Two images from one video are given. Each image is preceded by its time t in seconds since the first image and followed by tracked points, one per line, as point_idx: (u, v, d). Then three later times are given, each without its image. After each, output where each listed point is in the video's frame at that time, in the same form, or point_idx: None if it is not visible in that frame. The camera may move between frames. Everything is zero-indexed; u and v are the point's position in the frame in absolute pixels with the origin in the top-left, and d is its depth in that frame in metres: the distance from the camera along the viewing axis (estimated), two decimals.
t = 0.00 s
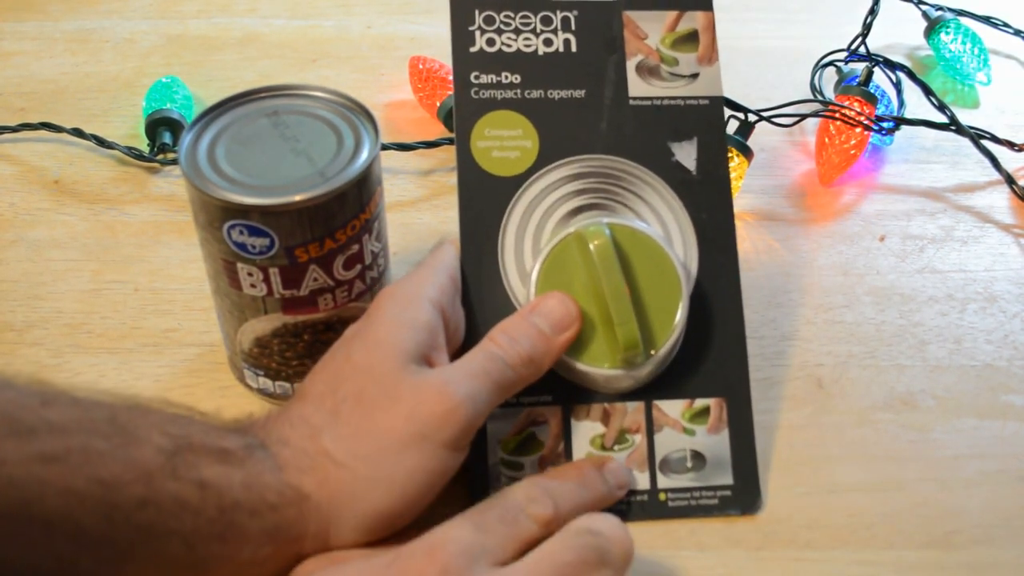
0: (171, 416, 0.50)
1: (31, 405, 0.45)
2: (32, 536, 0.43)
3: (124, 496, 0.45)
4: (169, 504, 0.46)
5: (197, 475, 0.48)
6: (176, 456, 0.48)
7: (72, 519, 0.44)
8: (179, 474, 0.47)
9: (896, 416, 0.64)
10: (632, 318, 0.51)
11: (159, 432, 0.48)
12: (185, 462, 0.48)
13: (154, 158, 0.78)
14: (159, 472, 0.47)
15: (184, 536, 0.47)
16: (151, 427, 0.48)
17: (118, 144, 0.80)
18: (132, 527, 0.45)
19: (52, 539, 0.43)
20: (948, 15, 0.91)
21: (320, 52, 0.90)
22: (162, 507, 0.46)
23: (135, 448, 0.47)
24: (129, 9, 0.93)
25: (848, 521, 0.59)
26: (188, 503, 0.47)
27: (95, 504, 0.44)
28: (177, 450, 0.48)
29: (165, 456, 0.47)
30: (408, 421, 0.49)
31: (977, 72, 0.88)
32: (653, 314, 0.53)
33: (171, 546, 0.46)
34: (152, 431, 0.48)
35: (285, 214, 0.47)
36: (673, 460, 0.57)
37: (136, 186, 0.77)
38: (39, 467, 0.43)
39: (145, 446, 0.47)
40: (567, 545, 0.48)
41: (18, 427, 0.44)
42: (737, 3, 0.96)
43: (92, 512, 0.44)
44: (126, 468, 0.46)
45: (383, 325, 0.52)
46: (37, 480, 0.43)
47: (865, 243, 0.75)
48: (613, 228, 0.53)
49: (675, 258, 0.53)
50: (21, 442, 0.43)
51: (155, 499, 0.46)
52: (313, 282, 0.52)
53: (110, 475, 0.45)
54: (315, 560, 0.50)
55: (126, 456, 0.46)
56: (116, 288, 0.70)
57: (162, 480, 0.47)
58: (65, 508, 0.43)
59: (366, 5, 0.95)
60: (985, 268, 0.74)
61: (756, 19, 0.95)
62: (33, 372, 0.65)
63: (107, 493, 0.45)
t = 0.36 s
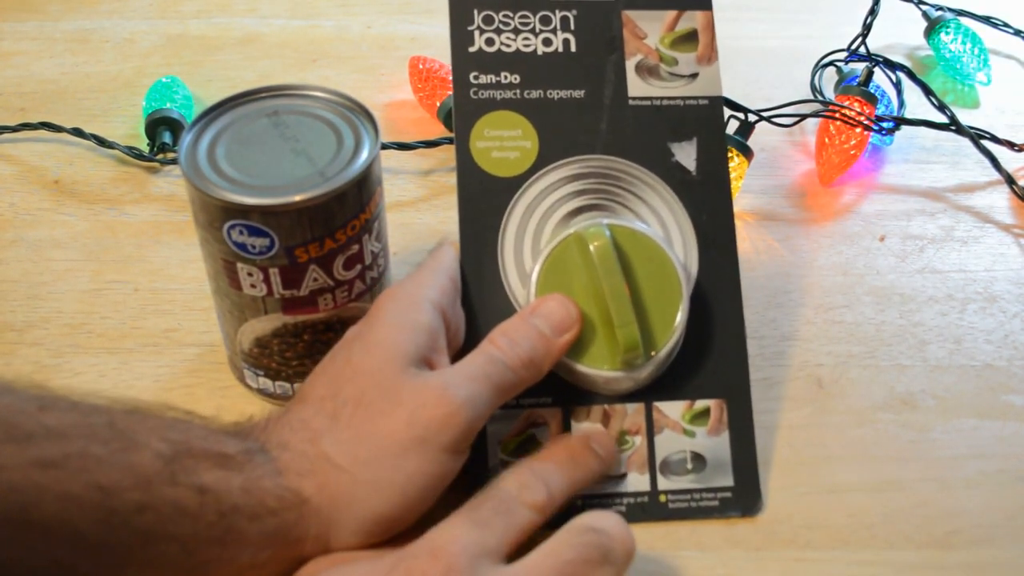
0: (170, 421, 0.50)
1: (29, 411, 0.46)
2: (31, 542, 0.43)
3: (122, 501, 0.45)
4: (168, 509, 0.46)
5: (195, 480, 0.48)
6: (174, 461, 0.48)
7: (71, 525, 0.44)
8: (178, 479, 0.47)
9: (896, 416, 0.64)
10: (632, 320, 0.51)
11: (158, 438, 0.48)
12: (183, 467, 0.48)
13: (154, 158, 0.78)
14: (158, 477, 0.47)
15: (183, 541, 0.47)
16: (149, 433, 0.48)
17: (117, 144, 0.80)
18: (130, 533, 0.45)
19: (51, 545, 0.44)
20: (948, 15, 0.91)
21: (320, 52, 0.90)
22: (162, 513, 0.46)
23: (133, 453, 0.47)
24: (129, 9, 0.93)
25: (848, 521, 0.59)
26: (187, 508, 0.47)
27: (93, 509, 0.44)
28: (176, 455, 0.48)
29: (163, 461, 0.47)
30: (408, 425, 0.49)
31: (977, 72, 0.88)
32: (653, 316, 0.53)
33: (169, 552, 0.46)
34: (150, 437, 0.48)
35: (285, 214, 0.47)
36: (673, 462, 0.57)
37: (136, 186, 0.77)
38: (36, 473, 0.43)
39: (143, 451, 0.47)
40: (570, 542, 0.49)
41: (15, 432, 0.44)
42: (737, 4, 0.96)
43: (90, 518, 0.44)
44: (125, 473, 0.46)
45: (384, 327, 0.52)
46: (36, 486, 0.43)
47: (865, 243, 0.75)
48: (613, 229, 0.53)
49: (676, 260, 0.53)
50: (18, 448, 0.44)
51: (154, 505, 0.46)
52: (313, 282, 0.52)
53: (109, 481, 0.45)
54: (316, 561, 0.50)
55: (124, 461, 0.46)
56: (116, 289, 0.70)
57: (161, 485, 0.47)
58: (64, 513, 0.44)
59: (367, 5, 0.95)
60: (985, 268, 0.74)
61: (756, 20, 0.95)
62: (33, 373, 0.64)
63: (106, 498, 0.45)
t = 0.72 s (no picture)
0: (168, 421, 0.50)
1: (28, 410, 0.46)
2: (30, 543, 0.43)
3: (121, 501, 0.45)
4: (167, 509, 0.46)
5: (194, 480, 0.48)
6: (173, 461, 0.48)
7: (71, 525, 0.44)
8: (177, 479, 0.47)
9: (896, 416, 0.64)
10: (632, 322, 0.51)
11: (157, 437, 0.48)
12: (182, 467, 0.48)
13: (154, 158, 0.78)
14: (156, 477, 0.47)
15: (182, 541, 0.47)
16: (148, 433, 0.48)
17: (117, 144, 0.80)
18: (129, 532, 0.45)
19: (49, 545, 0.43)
20: (948, 15, 0.91)
21: (320, 52, 0.90)
22: (160, 512, 0.46)
23: (132, 453, 0.47)
24: (129, 9, 0.93)
25: (848, 521, 0.59)
26: (186, 508, 0.47)
27: (92, 510, 0.44)
28: (174, 455, 0.48)
29: (162, 461, 0.47)
30: (407, 426, 0.49)
31: (977, 72, 0.88)
32: (654, 318, 0.53)
33: (169, 552, 0.46)
34: (149, 436, 0.48)
35: (286, 214, 0.47)
36: (673, 464, 0.57)
37: (136, 186, 0.77)
38: (35, 473, 0.43)
39: (142, 451, 0.47)
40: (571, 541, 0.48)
41: (15, 433, 0.44)
42: (737, 4, 0.96)
43: (89, 517, 0.44)
44: (124, 474, 0.46)
45: (385, 329, 0.52)
46: (36, 486, 0.43)
47: (865, 243, 0.75)
48: (614, 231, 0.53)
49: (677, 263, 0.53)
50: (17, 448, 0.44)
51: (153, 504, 0.46)
52: (313, 283, 0.52)
53: (107, 481, 0.45)
54: (316, 561, 0.50)
55: (123, 462, 0.46)
56: (116, 289, 0.70)
57: (160, 485, 0.46)
58: (63, 513, 0.43)
59: (366, 5, 0.95)
60: (985, 268, 0.74)
61: (756, 20, 0.95)
62: (33, 373, 0.64)
63: (105, 498, 0.45)
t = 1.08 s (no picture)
0: (168, 417, 0.50)
1: (27, 407, 0.46)
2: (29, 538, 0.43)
3: (120, 496, 0.45)
4: (166, 505, 0.46)
5: (193, 475, 0.48)
6: (172, 456, 0.48)
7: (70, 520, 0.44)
8: (176, 474, 0.47)
9: (896, 416, 0.64)
10: (629, 314, 0.51)
11: (156, 433, 0.48)
12: (181, 462, 0.48)
13: (154, 158, 0.78)
14: (156, 472, 0.47)
15: (181, 536, 0.47)
16: (148, 428, 0.48)
17: (117, 144, 0.80)
18: (128, 527, 0.45)
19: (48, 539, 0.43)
20: (948, 15, 0.91)
21: (320, 52, 0.90)
22: (159, 508, 0.46)
23: (131, 448, 0.47)
24: (129, 9, 0.93)
25: (848, 521, 0.59)
26: (185, 503, 0.47)
27: (91, 504, 0.44)
28: (174, 450, 0.48)
29: (161, 456, 0.47)
30: (405, 420, 0.49)
31: (977, 72, 0.88)
32: (648, 307, 0.53)
33: (168, 547, 0.46)
34: (149, 432, 0.48)
35: (286, 214, 0.47)
36: (674, 454, 0.57)
37: (137, 186, 0.77)
38: (33, 468, 0.43)
39: (141, 446, 0.47)
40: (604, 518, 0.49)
41: (14, 428, 0.45)
42: (737, 4, 0.96)
43: (88, 512, 0.44)
44: (123, 468, 0.46)
45: (382, 325, 0.52)
46: (33, 480, 0.43)
47: (866, 244, 0.75)
48: (607, 223, 0.53)
49: (670, 252, 0.53)
50: (15, 442, 0.44)
51: (152, 500, 0.46)
52: (313, 282, 0.52)
53: (106, 475, 0.45)
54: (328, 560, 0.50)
55: (122, 456, 0.46)
56: (116, 288, 0.70)
57: (159, 481, 0.46)
58: (62, 508, 0.44)
59: (367, 5, 0.95)
60: (985, 268, 0.74)
61: (756, 19, 0.95)
62: (33, 372, 0.64)
63: (104, 492, 0.45)
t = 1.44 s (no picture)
0: (167, 423, 0.50)
1: (26, 410, 0.46)
2: (28, 543, 0.43)
3: (120, 501, 0.45)
4: (166, 510, 0.46)
5: (193, 481, 0.48)
6: (172, 462, 0.48)
7: (70, 523, 0.44)
8: (176, 480, 0.47)
9: (896, 416, 0.64)
10: (632, 326, 0.51)
11: (156, 439, 0.48)
12: (181, 468, 0.48)
13: (154, 158, 0.78)
14: (155, 478, 0.47)
15: (182, 542, 0.46)
16: (147, 434, 0.49)
17: (117, 143, 0.80)
18: (128, 532, 0.45)
19: (48, 543, 0.43)
20: (948, 15, 0.91)
21: (319, 52, 0.90)
22: (159, 514, 0.46)
23: (131, 454, 0.47)
24: (129, 9, 0.93)
25: (848, 522, 0.59)
26: (185, 509, 0.47)
27: (90, 509, 0.44)
28: (173, 456, 0.48)
29: (161, 462, 0.47)
30: (404, 428, 0.48)
31: (977, 72, 0.88)
32: (653, 321, 0.53)
33: (168, 553, 0.46)
34: (148, 437, 0.48)
35: (286, 214, 0.47)
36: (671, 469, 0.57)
37: (137, 186, 0.77)
38: (32, 473, 0.44)
39: (141, 452, 0.47)
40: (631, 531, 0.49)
41: (13, 432, 0.45)
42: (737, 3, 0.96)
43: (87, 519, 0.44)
44: (122, 474, 0.46)
45: (385, 330, 0.52)
46: (32, 484, 0.43)
47: (866, 244, 0.75)
48: (615, 234, 0.53)
49: (678, 267, 0.53)
50: (14, 448, 0.44)
51: (152, 505, 0.46)
52: (313, 282, 0.52)
53: (106, 481, 0.45)
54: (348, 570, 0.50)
55: (122, 462, 0.46)
56: (116, 288, 0.70)
57: (158, 486, 0.46)
58: (61, 511, 0.44)
59: (366, 5, 0.95)
60: (985, 268, 0.74)
61: (756, 19, 0.95)
62: (33, 373, 0.64)
63: (104, 498, 0.45)
